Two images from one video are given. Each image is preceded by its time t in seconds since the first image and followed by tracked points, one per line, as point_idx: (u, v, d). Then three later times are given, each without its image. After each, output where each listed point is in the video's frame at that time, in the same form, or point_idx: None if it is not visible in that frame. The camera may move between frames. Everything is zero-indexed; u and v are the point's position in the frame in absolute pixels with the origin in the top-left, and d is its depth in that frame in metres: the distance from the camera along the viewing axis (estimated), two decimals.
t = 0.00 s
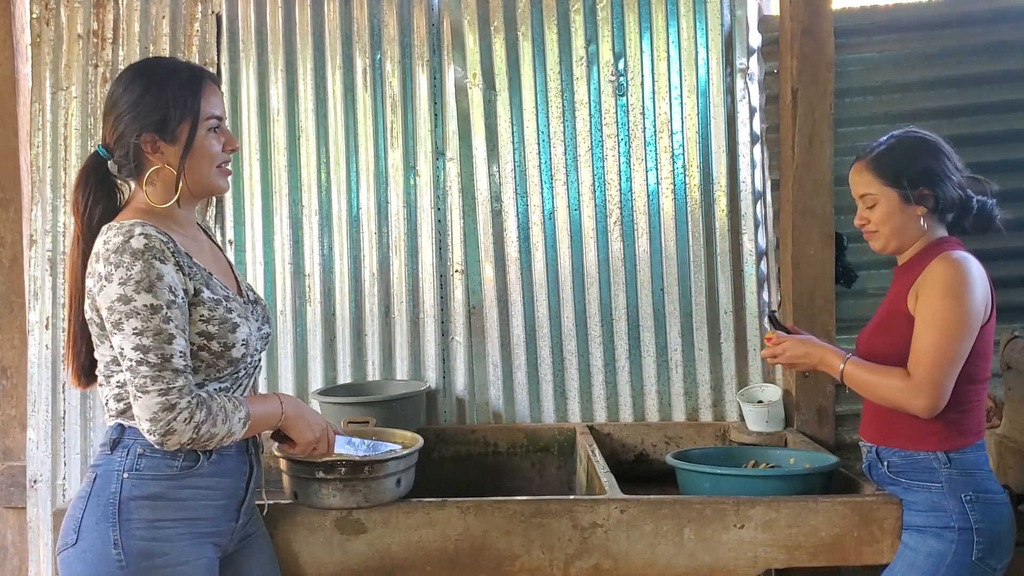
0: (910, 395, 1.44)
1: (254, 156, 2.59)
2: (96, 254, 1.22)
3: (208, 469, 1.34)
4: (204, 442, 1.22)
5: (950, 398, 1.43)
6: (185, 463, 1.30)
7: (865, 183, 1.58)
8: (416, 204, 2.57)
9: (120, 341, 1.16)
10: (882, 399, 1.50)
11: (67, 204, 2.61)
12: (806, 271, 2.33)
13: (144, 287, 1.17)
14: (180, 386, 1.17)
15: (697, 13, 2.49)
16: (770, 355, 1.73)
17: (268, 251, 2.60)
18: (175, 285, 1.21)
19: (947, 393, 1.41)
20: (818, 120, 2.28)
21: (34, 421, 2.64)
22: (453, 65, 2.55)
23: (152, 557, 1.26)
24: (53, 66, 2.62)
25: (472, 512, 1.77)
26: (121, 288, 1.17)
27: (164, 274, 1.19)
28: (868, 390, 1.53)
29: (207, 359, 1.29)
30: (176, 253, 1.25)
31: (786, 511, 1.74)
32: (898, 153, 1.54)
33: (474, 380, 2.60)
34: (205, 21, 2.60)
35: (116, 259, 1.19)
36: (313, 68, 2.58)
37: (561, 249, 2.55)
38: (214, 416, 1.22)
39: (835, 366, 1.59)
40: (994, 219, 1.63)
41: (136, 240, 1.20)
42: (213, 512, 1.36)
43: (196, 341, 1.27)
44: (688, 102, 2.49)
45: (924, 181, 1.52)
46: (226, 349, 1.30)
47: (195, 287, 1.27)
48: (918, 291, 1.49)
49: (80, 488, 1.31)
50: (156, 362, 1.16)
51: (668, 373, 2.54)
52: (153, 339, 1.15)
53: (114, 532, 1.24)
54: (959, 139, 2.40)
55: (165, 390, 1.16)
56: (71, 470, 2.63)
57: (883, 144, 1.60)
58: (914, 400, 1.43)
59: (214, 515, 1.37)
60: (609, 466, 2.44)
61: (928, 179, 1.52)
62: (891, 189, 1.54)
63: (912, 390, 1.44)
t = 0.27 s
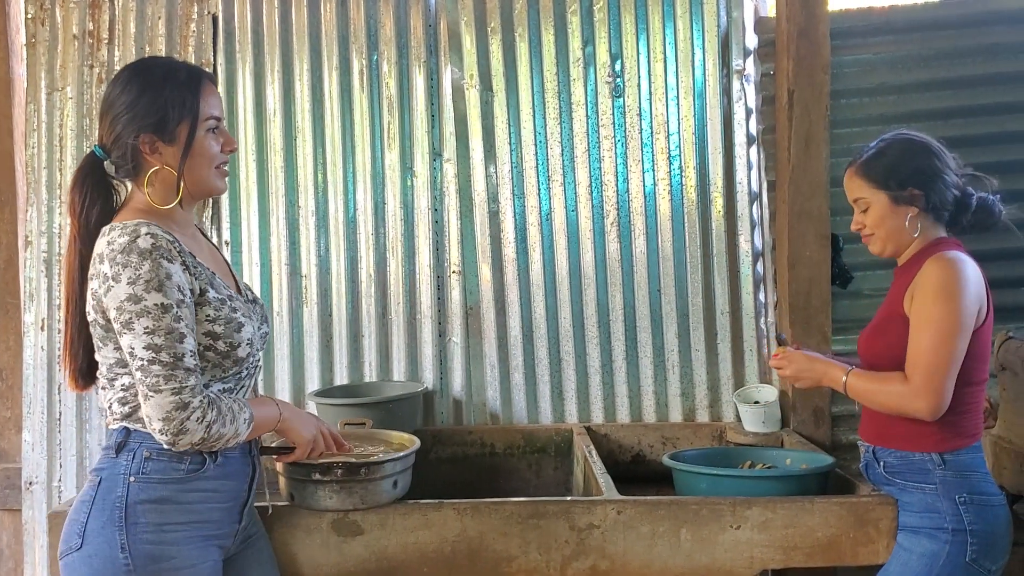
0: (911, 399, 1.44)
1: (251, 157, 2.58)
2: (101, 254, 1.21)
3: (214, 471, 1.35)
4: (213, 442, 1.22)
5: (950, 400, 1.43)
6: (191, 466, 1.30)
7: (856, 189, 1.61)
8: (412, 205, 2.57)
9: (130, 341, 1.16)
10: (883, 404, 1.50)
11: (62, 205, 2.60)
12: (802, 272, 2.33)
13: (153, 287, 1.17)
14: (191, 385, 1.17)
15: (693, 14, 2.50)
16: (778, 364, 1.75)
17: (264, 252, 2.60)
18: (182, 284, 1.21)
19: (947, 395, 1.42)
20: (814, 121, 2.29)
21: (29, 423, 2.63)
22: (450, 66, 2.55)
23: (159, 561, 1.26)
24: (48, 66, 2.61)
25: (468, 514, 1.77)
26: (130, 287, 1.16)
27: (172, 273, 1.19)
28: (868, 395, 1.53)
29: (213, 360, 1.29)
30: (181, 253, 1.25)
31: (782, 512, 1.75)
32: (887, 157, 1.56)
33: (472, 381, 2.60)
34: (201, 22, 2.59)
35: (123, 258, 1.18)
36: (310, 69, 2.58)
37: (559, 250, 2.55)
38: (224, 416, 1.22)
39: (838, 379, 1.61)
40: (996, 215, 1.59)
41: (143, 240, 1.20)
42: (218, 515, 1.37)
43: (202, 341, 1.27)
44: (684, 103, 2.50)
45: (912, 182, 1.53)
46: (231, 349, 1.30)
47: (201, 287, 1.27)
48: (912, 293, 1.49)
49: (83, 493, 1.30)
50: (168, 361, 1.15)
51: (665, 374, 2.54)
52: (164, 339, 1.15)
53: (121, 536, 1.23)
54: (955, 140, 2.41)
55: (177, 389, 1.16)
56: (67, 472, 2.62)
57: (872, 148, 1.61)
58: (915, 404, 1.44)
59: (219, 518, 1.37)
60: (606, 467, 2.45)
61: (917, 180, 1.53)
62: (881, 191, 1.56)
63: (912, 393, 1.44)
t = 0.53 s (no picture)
0: (917, 403, 1.44)
1: (250, 158, 2.59)
2: (104, 255, 1.21)
3: (215, 472, 1.35)
4: (215, 444, 1.22)
5: (956, 402, 1.43)
6: (193, 467, 1.30)
7: (852, 191, 1.62)
8: (412, 205, 2.57)
9: (133, 342, 1.16)
10: (890, 409, 1.50)
11: (62, 206, 2.60)
12: (802, 273, 2.33)
13: (156, 288, 1.17)
14: (194, 387, 1.17)
15: (693, 14, 2.50)
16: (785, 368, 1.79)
17: (264, 253, 2.60)
18: (186, 285, 1.21)
19: (952, 396, 1.41)
20: (814, 122, 2.29)
21: (29, 424, 2.63)
22: (449, 66, 2.55)
23: (160, 562, 1.26)
24: (48, 67, 2.61)
25: (468, 515, 1.77)
26: (133, 288, 1.16)
27: (175, 274, 1.19)
28: (874, 400, 1.53)
29: (215, 360, 1.29)
30: (184, 253, 1.25)
31: (782, 512, 1.74)
32: (881, 159, 1.56)
33: (471, 381, 2.60)
34: (200, 23, 2.59)
35: (126, 259, 1.18)
36: (310, 70, 2.58)
37: (558, 250, 2.55)
38: (226, 418, 1.22)
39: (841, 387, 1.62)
40: (996, 211, 1.58)
41: (147, 240, 1.20)
42: (219, 515, 1.37)
43: (204, 342, 1.27)
44: (684, 104, 2.50)
45: (904, 183, 1.53)
46: (233, 350, 1.30)
47: (204, 288, 1.27)
48: (911, 296, 1.49)
49: (84, 493, 1.30)
50: (170, 362, 1.16)
51: (665, 375, 2.54)
52: (167, 340, 1.15)
53: (122, 537, 1.23)
54: (954, 141, 2.41)
55: (180, 390, 1.16)
56: (67, 473, 2.62)
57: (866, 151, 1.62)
58: (920, 407, 1.43)
59: (220, 519, 1.37)
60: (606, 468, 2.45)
61: (910, 180, 1.53)
62: (875, 193, 1.57)
63: (918, 397, 1.44)
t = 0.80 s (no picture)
0: (916, 404, 1.44)
1: (250, 159, 2.59)
2: (102, 256, 1.22)
3: (212, 474, 1.34)
4: (208, 448, 1.22)
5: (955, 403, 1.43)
6: (188, 468, 1.30)
7: (854, 194, 1.62)
8: (412, 206, 2.57)
9: (127, 344, 1.16)
10: (889, 410, 1.50)
11: (62, 206, 2.60)
12: (801, 274, 2.33)
13: (150, 290, 1.17)
14: (186, 390, 1.17)
15: (692, 15, 2.50)
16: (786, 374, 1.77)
17: (264, 254, 2.60)
18: (181, 288, 1.21)
19: (952, 398, 1.41)
20: (813, 122, 2.29)
21: (28, 425, 2.63)
22: (449, 67, 2.55)
23: (155, 562, 1.26)
24: (48, 68, 2.61)
25: (468, 515, 1.77)
26: (128, 290, 1.16)
27: (171, 277, 1.19)
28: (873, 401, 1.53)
29: (211, 364, 1.29)
30: (182, 256, 1.25)
31: (782, 513, 1.75)
32: (883, 160, 1.57)
33: (471, 382, 2.60)
34: (200, 24, 2.59)
35: (123, 260, 1.19)
36: (310, 70, 2.58)
37: (558, 251, 2.55)
38: (220, 422, 1.22)
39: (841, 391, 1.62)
40: (999, 210, 1.58)
41: (143, 243, 1.20)
42: (216, 517, 1.37)
43: (200, 345, 1.27)
44: (684, 105, 2.50)
45: (906, 184, 1.53)
46: (229, 354, 1.30)
47: (201, 291, 1.27)
48: (914, 296, 1.49)
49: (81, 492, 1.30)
50: (163, 365, 1.15)
51: (664, 376, 2.54)
52: (160, 343, 1.15)
53: (117, 536, 1.24)
54: (954, 142, 2.41)
55: (172, 393, 1.16)
56: (67, 474, 2.62)
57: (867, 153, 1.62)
58: (919, 408, 1.44)
59: (216, 520, 1.37)
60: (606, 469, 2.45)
61: (911, 181, 1.53)
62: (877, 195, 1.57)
63: (916, 398, 1.44)
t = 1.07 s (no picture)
0: (917, 407, 1.43)
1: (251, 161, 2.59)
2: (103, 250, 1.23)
3: (209, 475, 1.34)
4: (202, 446, 1.22)
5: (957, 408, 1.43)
6: (185, 469, 1.30)
7: (857, 194, 1.61)
8: (412, 208, 2.57)
9: (124, 339, 1.17)
10: (890, 413, 1.50)
11: (63, 209, 2.61)
12: (802, 277, 2.33)
13: (148, 286, 1.17)
14: (182, 386, 1.17)
15: (693, 18, 2.50)
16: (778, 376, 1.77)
17: (265, 256, 2.61)
18: (180, 285, 1.21)
19: (953, 402, 1.41)
20: (814, 124, 2.29)
21: (29, 426, 2.64)
22: (450, 70, 2.56)
23: (151, 562, 1.26)
24: (50, 70, 2.62)
25: (468, 517, 1.77)
26: (126, 284, 1.17)
27: (169, 274, 1.20)
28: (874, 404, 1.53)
29: (204, 365, 1.29)
30: (182, 254, 1.25)
31: (783, 516, 1.74)
32: (887, 161, 1.56)
33: (471, 384, 2.60)
34: (202, 27, 2.60)
35: (122, 255, 1.19)
36: (311, 73, 2.58)
37: (558, 253, 2.55)
38: (216, 420, 1.22)
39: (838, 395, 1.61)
40: (1002, 214, 1.58)
41: (143, 239, 1.21)
42: (213, 518, 1.37)
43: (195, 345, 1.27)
44: (684, 107, 2.50)
45: (910, 186, 1.53)
46: (223, 356, 1.30)
47: (200, 290, 1.27)
48: (919, 298, 1.49)
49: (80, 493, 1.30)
50: (159, 361, 1.16)
51: (664, 378, 2.54)
52: (156, 338, 1.16)
53: (113, 537, 1.24)
54: (955, 144, 2.41)
55: (167, 389, 1.16)
56: (68, 475, 2.63)
57: (871, 154, 1.62)
58: (920, 411, 1.43)
59: (214, 521, 1.37)
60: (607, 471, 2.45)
61: (915, 183, 1.53)
62: (880, 196, 1.56)
63: (918, 402, 1.44)
